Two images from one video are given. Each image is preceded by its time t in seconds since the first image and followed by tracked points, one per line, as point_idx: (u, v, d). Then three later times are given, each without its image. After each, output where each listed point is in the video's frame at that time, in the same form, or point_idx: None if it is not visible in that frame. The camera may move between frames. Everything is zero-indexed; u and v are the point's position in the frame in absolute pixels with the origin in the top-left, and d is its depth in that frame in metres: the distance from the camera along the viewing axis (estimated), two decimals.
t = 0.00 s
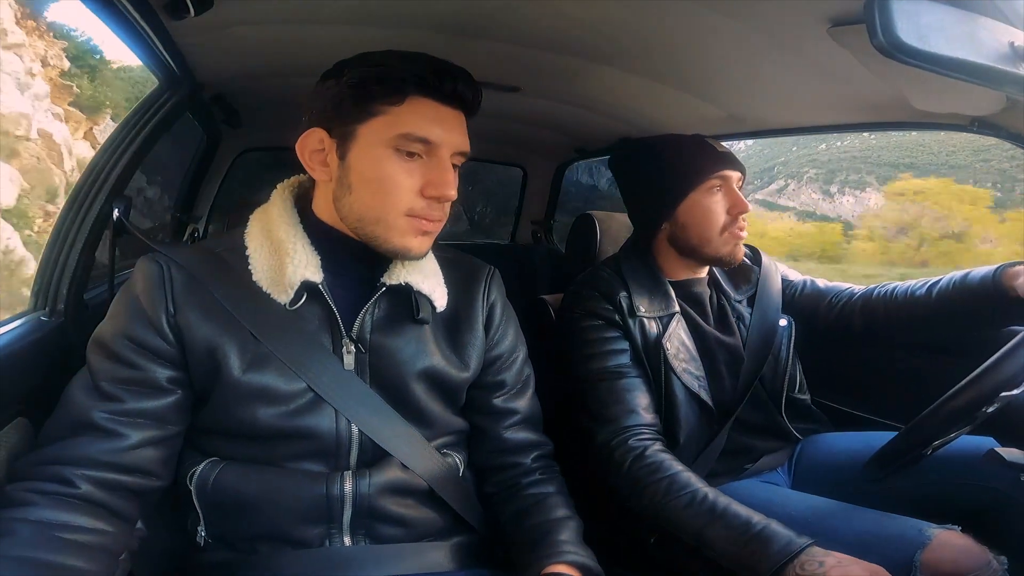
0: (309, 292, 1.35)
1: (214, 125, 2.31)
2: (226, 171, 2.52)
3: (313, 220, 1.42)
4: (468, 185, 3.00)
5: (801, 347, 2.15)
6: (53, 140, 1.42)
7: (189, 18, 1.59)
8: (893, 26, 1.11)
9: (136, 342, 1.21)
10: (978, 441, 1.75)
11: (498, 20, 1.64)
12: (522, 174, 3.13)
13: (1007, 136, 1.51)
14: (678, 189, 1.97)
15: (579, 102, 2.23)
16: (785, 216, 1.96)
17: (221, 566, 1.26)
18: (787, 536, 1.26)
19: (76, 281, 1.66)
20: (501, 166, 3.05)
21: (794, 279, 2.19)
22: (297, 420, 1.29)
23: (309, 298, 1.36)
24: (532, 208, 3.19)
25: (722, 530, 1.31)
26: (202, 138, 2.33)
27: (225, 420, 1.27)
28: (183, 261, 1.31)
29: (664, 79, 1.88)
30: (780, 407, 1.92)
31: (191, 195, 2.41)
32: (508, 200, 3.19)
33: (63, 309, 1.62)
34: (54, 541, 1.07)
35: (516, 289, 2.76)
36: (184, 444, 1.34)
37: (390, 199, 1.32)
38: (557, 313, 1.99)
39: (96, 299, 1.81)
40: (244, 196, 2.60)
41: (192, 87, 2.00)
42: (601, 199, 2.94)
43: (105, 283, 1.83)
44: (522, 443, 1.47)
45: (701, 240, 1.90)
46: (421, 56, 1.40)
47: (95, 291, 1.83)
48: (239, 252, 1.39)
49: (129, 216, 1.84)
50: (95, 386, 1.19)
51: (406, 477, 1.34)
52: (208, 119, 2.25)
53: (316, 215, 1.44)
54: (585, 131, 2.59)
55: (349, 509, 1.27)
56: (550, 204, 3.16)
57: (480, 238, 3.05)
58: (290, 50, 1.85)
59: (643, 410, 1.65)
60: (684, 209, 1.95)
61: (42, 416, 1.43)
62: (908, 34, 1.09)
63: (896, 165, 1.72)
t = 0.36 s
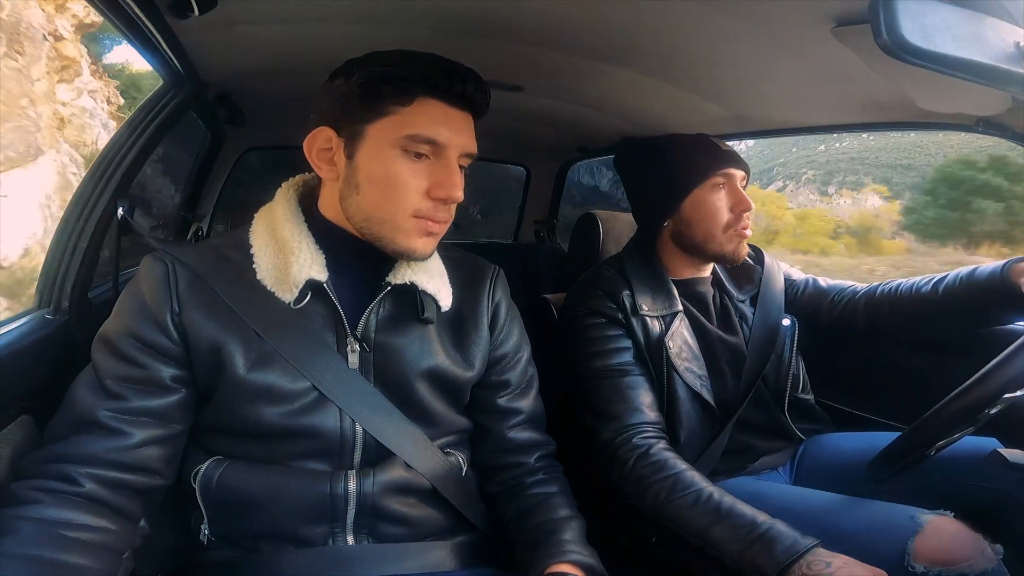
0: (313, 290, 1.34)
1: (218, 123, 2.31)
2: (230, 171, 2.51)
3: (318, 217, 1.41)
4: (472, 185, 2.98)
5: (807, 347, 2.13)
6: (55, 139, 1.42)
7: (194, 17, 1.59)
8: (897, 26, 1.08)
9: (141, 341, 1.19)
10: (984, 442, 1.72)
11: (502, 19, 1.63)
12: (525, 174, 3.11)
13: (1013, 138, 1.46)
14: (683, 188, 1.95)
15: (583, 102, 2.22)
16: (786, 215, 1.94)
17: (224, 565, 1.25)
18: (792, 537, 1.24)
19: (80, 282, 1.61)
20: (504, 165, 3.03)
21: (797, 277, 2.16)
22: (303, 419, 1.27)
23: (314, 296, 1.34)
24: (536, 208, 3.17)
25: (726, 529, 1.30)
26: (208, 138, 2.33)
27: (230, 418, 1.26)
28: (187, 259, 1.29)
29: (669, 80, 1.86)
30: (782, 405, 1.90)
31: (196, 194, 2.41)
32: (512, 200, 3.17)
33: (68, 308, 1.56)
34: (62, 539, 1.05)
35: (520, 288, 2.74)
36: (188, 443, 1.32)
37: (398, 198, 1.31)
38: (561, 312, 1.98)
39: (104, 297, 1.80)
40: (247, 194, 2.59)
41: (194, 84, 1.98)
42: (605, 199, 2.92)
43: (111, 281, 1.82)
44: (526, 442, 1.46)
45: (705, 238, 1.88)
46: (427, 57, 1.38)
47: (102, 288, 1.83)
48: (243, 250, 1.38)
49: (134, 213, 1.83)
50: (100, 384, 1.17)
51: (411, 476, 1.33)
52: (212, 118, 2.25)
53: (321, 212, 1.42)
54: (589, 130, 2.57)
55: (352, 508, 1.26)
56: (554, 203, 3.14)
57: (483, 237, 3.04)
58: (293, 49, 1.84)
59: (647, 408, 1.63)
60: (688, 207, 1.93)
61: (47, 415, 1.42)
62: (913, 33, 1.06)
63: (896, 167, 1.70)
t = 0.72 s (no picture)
0: (317, 291, 1.32)
1: (222, 125, 2.30)
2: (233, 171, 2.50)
3: (321, 216, 1.39)
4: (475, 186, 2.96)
5: (813, 351, 2.11)
6: (67, 141, 1.40)
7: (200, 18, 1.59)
8: (900, 26, 1.06)
9: (144, 340, 1.18)
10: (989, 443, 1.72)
11: (507, 20, 1.61)
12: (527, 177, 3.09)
13: (1016, 138, 1.46)
14: (683, 188, 1.93)
15: (588, 103, 2.20)
16: (784, 217, 1.93)
17: (225, 565, 1.22)
18: (796, 538, 1.23)
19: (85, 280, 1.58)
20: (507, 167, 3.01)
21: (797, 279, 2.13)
22: (306, 419, 1.25)
23: (317, 296, 1.32)
24: (538, 209, 3.13)
25: (729, 530, 1.28)
26: (213, 139, 2.32)
27: (234, 418, 1.24)
28: (191, 258, 1.27)
29: (678, 83, 1.84)
30: (783, 407, 1.87)
31: (200, 193, 2.39)
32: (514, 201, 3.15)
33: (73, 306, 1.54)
34: (63, 538, 1.04)
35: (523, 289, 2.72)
36: (191, 442, 1.30)
37: (400, 193, 1.29)
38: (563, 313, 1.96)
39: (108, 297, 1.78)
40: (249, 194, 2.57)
41: (200, 83, 1.97)
42: (609, 202, 2.90)
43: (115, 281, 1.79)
44: (528, 443, 1.44)
45: (704, 241, 1.87)
46: (426, 55, 1.37)
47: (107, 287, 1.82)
48: (246, 249, 1.36)
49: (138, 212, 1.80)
50: (102, 384, 1.15)
51: (413, 476, 1.31)
52: (216, 118, 2.24)
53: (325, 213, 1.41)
54: (593, 132, 2.55)
55: (355, 508, 1.24)
56: (557, 204, 3.09)
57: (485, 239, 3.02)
58: (295, 49, 1.82)
59: (650, 408, 1.61)
60: (688, 209, 1.90)
61: (50, 416, 1.40)
62: (916, 35, 1.03)
63: (895, 167, 1.67)
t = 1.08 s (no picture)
0: (321, 292, 1.31)
1: (225, 125, 2.28)
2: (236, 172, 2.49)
3: (324, 217, 1.38)
4: (478, 187, 2.95)
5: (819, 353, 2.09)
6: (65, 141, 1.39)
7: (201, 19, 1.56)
8: (905, 27, 1.00)
9: (147, 341, 1.17)
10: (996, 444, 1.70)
11: (511, 20, 1.59)
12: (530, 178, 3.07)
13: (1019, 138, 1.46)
14: (686, 188, 1.93)
15: (592, 104, 2.18)
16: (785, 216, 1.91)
17: (228, 567, 1.22)
18: (806, 537, 1.19)
19: (91, 283, 1.61)
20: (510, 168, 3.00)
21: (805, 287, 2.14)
22: (309, 420, 1.24)
23: (321, 298, 1.31)
24: (542, 211, 3.10)
25: (739, 528, 1.24)
26: (217, 141, 2.32)
27: (237, 420, 1.23)
28: (195, 260, 1.27)
29: (684, 82, 1.81)
30: (786, 409, 1.87)
31: (204, 194, 2.39)
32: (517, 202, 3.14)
33: (77, 308, 1.57)
34: (66, 539, 1.03)
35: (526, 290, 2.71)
36: (195, 443, 1.30)
37: (404, 185, 1.29)
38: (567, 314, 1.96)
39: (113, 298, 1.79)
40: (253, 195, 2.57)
41: (205, 84, 1.96)
42: (612, 203, 2.88)
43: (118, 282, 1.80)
44: (532, 445, 1.43)
45: (688, 241, 1.89)
46: (423, 53, 1.39)
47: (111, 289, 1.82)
48: (249, 250, 1.35)
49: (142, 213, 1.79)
50: (106, 384, 1.15)
51: (416, 479, 1.30)
52: (219, 120, 2.22)
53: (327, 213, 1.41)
54: (596, 132, 2.53)
55: (358, 510, 1.23)
56: (560, 206, 3.06)
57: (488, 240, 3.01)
58: (298, 50, 1.81)
59: (655, 408, 1.61)
60: (675, 210, 1.93)
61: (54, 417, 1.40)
62: (921, 35, 0.99)
63: (896, 167, 1.65)
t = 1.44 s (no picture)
0: (317, 293, 1.32)
1: (227, 124, 2.28)
2: (237, 172, 2.51)
3: (319, 217, 1.39)
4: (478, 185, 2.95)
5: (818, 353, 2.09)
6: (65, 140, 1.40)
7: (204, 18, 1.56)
8: (905, 26, 1.09)
9: (142, 341, 1.17)
10: (996, 440, 1.68)
11: (510, 18, 1.59)
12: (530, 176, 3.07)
13: None
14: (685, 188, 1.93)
15: (592, 103, 2.18)
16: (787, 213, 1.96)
17: (228, 566, 1.23)
18: (808, 537, 1.19)
19: (92, 281, 1.65)
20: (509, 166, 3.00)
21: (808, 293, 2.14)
22: (307, 421, 1.26)
23: (318, 299, 1.32)
24: (541, 209, 3.10)
25: (742, 527, 1.24)
26: (217, 139, 2.32)
27: (234, 420, 1.24)
28: (192, 259, 1.27)
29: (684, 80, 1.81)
30: (788, 405, 1.85)
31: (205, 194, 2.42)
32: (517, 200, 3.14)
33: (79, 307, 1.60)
34: (69, 538, 1.05)
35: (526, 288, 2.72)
36: (193, 442, 1.31)
37: (405, 192, 1.30)
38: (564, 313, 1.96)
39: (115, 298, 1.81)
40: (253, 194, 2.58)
41: (206, 84, 1.94)
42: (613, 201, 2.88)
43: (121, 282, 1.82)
44: (530, 446, 1.44)
45: (678, 239, 1.89)
46: (424, 52, 1.37)
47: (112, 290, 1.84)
48: (248, 250, 1.36)
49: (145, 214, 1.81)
50: (104, 385, 1.16)
51: (414, 479, 1.31)
52: (221, 118, 2.22)
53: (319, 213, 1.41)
54: (596, 130, 2.53)
55: (354, 510, 1.25)
56: (560, 205, 3.07)
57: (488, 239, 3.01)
58: (298, 49, 1.81)
59: (653, 404, 1.61)
60: (666, 208, 1.93)
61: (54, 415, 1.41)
62: (922, 34, 1.07)
63: (903, 167, 1.68)
